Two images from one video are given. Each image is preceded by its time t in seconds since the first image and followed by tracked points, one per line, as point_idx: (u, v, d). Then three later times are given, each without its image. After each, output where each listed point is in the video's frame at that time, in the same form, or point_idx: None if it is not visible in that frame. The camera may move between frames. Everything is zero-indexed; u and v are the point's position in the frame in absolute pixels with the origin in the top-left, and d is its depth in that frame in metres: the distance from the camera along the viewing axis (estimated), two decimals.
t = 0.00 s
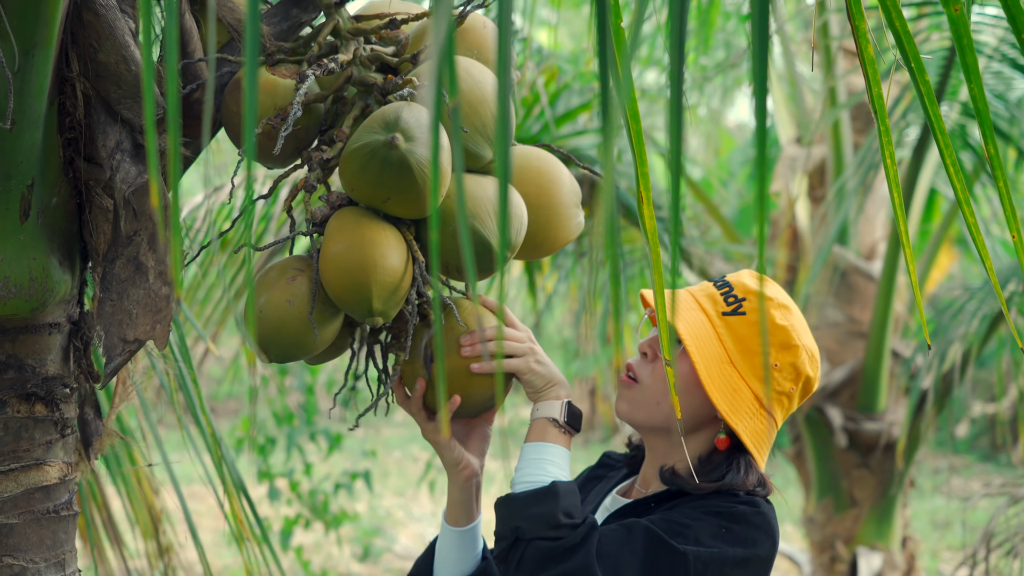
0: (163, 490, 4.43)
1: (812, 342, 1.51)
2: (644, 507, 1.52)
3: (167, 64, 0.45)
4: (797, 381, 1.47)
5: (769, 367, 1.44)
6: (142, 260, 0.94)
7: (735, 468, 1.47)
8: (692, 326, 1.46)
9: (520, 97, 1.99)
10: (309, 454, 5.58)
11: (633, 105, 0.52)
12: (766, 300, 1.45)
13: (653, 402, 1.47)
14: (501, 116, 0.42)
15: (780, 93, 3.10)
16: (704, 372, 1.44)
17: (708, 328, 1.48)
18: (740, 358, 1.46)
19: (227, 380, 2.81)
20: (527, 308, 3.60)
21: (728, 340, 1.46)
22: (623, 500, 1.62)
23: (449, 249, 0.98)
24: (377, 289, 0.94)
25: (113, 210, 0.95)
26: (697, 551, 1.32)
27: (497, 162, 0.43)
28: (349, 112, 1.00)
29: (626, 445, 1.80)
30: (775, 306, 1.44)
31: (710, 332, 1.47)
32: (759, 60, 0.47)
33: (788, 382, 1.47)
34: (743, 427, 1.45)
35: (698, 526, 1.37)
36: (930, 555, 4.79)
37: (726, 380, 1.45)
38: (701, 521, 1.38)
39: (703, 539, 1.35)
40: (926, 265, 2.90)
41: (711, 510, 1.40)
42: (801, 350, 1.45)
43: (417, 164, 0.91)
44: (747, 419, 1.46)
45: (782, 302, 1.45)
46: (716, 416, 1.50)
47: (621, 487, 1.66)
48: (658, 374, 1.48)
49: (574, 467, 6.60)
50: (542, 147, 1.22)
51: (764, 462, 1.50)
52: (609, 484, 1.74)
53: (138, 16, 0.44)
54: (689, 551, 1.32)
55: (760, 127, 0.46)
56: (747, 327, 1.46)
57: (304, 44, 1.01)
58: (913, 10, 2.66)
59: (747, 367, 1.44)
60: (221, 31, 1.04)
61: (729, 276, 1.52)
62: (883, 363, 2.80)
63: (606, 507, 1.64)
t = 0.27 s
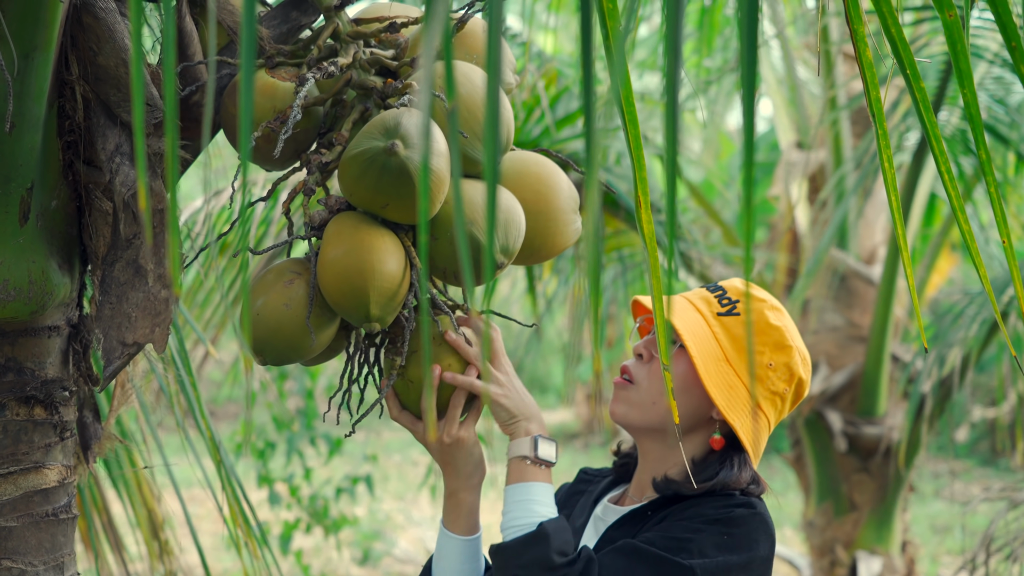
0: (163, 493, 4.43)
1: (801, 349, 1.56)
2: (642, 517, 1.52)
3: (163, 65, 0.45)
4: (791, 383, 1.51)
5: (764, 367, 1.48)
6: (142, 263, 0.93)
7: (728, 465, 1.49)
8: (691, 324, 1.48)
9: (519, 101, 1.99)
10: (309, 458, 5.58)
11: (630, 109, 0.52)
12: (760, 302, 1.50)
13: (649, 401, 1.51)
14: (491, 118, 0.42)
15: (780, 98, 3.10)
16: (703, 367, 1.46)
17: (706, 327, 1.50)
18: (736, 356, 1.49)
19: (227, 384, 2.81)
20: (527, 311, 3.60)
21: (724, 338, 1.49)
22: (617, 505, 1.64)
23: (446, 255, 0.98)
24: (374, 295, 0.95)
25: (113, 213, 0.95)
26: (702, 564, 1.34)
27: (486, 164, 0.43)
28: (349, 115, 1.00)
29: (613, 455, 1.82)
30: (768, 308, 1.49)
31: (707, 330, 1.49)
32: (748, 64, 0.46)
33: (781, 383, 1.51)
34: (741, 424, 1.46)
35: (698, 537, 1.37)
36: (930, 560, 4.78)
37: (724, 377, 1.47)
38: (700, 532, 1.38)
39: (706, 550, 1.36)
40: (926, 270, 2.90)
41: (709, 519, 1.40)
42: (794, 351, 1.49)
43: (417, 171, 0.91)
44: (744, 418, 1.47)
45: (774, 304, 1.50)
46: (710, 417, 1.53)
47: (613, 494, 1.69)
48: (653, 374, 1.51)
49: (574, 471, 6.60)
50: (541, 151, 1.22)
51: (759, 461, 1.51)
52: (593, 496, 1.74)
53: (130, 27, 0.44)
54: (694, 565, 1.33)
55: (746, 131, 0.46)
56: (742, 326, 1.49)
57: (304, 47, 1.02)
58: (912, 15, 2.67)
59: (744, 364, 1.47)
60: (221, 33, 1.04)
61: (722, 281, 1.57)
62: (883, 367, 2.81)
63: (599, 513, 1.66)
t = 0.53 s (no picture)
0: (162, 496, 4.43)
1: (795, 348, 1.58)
2: (627, 519, 1.53)
3: (155, 66, 0.45)
4: (783, 379, 1.52)
5: (756, 362, 1.50)
6: (141, 265, 0.93)
7: (717, 458, 1.52)
8: (682, 319, 1.52)
9: (519, 102, 2.00)
10: (308, 460, 5.58)
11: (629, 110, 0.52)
12: (751, 299, 1.53)
13: (643, 399, 1.51)
14: (486, 112, 0.42)
15: (780, 99, 3.10)
16: (696, 360, 1.48)
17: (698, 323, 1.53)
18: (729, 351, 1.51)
19: (226, 386, 2.81)
20: (526, 313, 3.60)
21: (716, 333, 1.52)
22: (611, 505, 1.65)
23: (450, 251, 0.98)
24: (380, 292, 0.95)
25: (112, 215, 0.95)
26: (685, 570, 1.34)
27: (479, 158, 0.42)
28: (350, 114, 1.00)
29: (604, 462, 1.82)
30: (760, 304, 1.52)
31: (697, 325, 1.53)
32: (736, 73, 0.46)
33: (774, 380, 1.52)
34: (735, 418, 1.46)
35: (681, 542, 1.37)
36: (930, 562, 4.78)
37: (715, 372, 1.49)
38: (683, 536, 1.39)
39: (689, 555, 1.36)
40: (926, 271, 2.90)
41: (691, 522, 1.40)
42: (786, 348, 1.51)
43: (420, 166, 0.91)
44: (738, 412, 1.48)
45: (766, 301, 1.53)
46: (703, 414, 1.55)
47: (608, 495, 1.70)
48: (645, 371, 1.54)
49: (574, 473, 6.60)
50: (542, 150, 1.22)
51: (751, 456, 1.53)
52: (587, 498, 1.75)
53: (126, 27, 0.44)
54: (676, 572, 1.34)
55: (734, 134, 0.46)
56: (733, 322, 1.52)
57: (304, 47, 1.02)
58: (911, 17, 2.67)
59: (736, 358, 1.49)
60: (219, 34, 1.03)
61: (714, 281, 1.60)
62: (883, 369, 2.81)
63: (592, 514, 1.67)
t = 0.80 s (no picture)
0: (161, 497, 4.43)
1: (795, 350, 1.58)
2: (628, 520, 1.53)
3: (157, 67, 0.45)
4: (784, 378, 1.52)
5: (757, 359, 1.50)
6: (141, 265, 0.93)
7: (717, 455, 1.53)
8: (685, 316, 1.52)
9: (519, 103, 2.00)
10: (307, 462, 5.57)
11: (627, 106, 0.52)
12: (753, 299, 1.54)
13: (644, 397, 1.51)
14: (490, 123, 0.42)
15: (780, 101, 3.11)
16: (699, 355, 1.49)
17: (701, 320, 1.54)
18: (731, 348, 1.51)
19: (225, 387, 2.81)
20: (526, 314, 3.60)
21: (718, 330, 1.52)
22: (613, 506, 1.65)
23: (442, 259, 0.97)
24: (370, 299, 0.95)
25: (111, 215, 0.95)
26: (690, 567, 1.33)
27: (486, 167, 0.42)
28: (346, 119, 1.00)
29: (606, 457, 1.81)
30: (761, 303, 1.53)
31: (700, 321, 1.53)
32: (739, 68, 0.46)
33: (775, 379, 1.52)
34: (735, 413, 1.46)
35: (686, 538, 1.37)
36: (929, 564, 4.77)
37: (718, 368, 1.49)
38: (687, 532, 1.38)
39: (693, 552, 1.35)
40: (926, 273, 2.90)
41: (694, 520, 1.40)
42: (787, 347, 1.52)
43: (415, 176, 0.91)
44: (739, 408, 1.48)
45: (767, 301, 1.54)
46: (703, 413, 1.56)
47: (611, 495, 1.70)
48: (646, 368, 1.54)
49: (573, 474, 6.59)
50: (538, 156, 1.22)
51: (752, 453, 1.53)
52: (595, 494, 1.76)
53: (129, 25, 0.44)
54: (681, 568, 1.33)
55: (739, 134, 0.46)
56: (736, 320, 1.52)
57: (303, 49, 1.02)
58: (912, 19, 2.67)
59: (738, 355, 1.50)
60: (220, 35, 1.04)
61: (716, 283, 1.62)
62: (883, 371, 2.81)
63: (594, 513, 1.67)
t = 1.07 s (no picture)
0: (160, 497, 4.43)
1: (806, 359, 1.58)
2: (643, 523, 1.53)
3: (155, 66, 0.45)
4: (795, 385, 1.52)
5: (769, 365, 1.50)
6: (139, 265, 0.93)
7: (729, 462, 1.52)
8: (699, 318, 1.52)
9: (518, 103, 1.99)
10: (306, 462, 5.57)
11: (626, 102, 0.52)
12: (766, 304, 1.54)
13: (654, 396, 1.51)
14: (487, 116, 0.42)
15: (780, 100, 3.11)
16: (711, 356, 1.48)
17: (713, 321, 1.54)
18: (743, 352, 1.51)
19: (224, 387, 2.81)
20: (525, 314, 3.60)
21: (731, 335, 1.52)
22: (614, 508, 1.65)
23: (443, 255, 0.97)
24: (372, 294, 0.94)
25: (109, 215, 0.96)
26: None
27: (486, 162, 0.42)
28: (346, 115, 1.00)
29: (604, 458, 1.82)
30: (775, 310, 1.53)
31: (714, 325, 1.53)
32: (748, 66, 0.46)
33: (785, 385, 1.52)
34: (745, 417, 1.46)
35: (706, 547, 1.37)
36: (929, 564, 4.77)
37: (730, 372, 1.49)
38: (708, 540, 1.39)
39: (712, 561, 1.36)
40: (926, 272, 2.90)
41: (715, 528, 1.41)
42: (799, 354, 1.52)
43: (414, 169, 0.91)
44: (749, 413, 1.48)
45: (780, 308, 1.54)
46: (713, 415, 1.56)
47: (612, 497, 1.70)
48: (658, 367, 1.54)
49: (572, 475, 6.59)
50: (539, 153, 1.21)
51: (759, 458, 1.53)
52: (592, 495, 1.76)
53: (125, 27, 0.44)
54: None
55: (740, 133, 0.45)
56: (749, 325, 1.52)
57: (302, 47, 1.01)
58: (910, 19, 2.67)
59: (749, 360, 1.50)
60: (216, 34, 1.03)
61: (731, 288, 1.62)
62: (882, 371, 2.81)
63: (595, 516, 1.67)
